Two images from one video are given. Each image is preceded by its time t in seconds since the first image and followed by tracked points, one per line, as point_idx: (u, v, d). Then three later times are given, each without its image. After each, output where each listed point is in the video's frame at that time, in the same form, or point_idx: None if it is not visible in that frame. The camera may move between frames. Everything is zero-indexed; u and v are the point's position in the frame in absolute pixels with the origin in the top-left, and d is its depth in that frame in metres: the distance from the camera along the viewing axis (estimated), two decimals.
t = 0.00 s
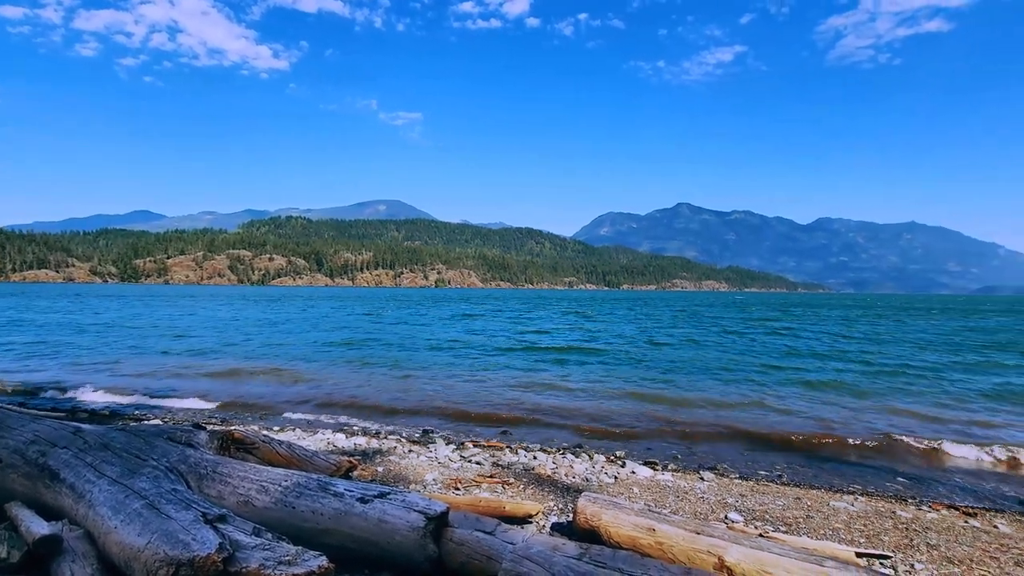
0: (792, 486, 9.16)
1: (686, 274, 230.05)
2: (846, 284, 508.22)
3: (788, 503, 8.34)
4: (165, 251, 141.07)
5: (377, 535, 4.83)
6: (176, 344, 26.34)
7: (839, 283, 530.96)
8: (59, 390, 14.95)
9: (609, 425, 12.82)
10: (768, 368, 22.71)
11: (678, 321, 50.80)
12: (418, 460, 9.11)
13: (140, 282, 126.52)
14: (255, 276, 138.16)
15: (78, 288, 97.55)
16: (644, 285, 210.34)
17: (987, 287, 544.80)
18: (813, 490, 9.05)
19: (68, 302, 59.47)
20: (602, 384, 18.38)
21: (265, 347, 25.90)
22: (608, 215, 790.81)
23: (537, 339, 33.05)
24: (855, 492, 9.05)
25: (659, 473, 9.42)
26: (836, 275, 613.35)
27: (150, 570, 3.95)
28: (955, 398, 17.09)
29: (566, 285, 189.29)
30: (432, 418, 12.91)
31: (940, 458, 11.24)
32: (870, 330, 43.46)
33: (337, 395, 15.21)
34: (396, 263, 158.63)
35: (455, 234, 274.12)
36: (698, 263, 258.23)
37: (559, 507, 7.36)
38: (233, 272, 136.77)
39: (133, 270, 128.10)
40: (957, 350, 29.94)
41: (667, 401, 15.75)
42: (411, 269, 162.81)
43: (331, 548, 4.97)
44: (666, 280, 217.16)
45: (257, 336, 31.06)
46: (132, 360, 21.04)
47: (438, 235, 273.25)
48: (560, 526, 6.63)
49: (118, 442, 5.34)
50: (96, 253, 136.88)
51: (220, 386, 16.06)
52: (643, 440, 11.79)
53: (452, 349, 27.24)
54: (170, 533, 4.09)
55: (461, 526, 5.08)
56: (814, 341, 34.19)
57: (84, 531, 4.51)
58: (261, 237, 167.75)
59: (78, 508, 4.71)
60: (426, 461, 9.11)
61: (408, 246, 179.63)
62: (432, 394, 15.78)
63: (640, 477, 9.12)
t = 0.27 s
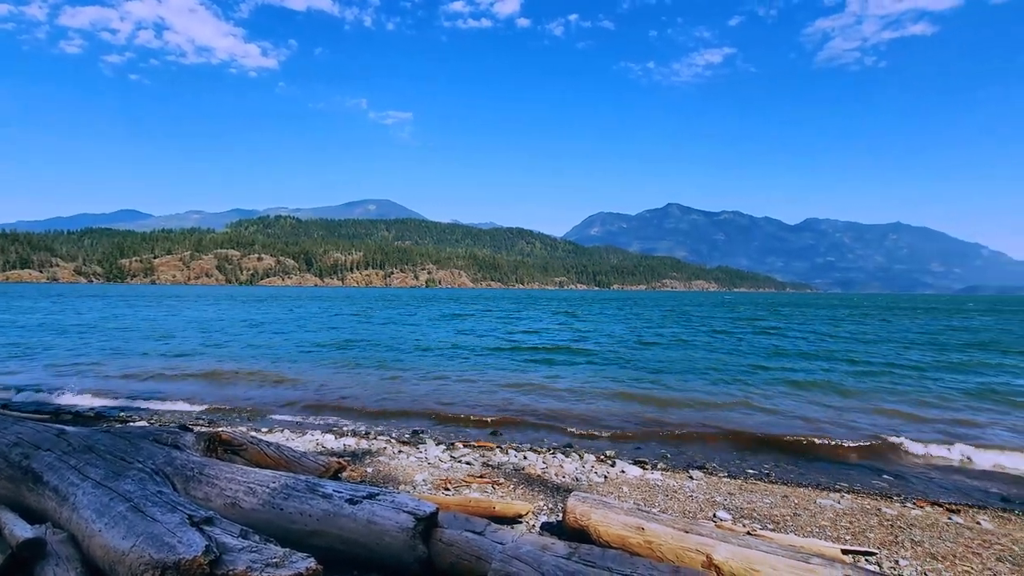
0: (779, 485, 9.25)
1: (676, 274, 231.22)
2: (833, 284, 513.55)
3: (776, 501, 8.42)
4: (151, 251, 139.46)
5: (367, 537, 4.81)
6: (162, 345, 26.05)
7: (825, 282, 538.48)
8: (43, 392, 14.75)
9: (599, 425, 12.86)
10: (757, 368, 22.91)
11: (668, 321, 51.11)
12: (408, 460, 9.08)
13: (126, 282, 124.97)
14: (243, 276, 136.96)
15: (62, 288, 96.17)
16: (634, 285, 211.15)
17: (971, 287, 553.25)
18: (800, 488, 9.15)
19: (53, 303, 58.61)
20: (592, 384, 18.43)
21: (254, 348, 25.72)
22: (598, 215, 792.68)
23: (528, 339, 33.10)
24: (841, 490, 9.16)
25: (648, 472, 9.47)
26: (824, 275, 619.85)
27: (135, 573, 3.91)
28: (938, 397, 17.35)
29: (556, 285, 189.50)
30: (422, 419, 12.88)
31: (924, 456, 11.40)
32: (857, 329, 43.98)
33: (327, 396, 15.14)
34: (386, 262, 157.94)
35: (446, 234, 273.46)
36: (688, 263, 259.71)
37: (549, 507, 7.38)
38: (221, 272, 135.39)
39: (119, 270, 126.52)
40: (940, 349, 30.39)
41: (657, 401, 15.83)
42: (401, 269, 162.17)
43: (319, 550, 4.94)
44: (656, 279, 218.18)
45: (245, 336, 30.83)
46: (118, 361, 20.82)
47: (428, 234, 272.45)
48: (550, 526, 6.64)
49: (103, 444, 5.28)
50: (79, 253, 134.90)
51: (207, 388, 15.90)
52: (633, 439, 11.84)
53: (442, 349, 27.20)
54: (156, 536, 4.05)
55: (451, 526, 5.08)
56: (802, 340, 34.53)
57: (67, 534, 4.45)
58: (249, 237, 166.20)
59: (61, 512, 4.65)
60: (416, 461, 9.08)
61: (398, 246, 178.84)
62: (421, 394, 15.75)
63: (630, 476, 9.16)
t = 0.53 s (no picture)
0: (767, 483, 9.33)
1: (665, 274, 232.37)
2: (820, 284, 519.25)
3: (763, 498, 8.49)
4: (136, 250, 137.68)
5: (354, 538, 4.79)
6: (147, 347, 25.69)
7: (813, 282, 544.16)
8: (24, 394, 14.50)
9: (588, 425, 12.89)
10: (745, 368, 23.08)
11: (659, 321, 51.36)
12: (397, 461, 9.05)
13: (110, 282, 123.24)
14: (231, 276, 135.56)
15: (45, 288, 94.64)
16: (624, 285, 211.91)
17: (955, 286, 561.61)
18: (787, 486, 9.24)
19: (35, 303, 57.62)
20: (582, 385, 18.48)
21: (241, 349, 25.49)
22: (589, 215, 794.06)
23: (518, 339, 33.12)
24: (828, 488, 9.26)
25: (637, 471, 9.51)
26: (811, 275, 626.04)
27: None
28: (922, 396, 17.60)
29: (547, 285, 189.67)
30: (411, 419, 12.82)
31: (909, 454, 11.55)
32: (844, 329, 44.45)
33: (314, 398, 15.01)
34: (376, 262, 157.06)
35: (436, 234, 272.74)
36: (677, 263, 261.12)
37: (538, 507, 7.39)
38: (208, 272, 133.89)
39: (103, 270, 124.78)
40: (924, 348, 30.83)
41: (646, 402, 15.88)
42: (391, 269, 161.21)
43: (307, 551, 4.90)
44: (646, 279, 219.18)
45: (233, 337, 30.57)
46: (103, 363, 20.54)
47: (419, 234, 271.59)
48: (539, 525, 6.65)
49: (86, 446, 5.21)
50: (62, 252, 132.77)
51: (193, 390, 15.72)
52: (622, 439, 11.87)
53: (432, 350, 27.13)
54: (139, 539, 4.00)
55: (439, 527, 5.07)
56: (789, 340, 34.84)
57: (49, 537, 4.39)
58: (236, 236, 164.50)
59: (42, 515, 4.58)
60: (405, 461, 9.06)
61: (388, 245, 177.94)
62: (411, 395, 15.69)
63: (619, 475, 9.20)
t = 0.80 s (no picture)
0: (755, 481, 9.40)
1: (655, 274, 233.40)
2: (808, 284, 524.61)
3: (750, 496, 8.57)
4: (121, 250, 135.79)
5: (342, 538, 4.76)
6: (131, 348, 25.30)
7: (800, 282, 549.67)
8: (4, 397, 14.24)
9: (577, 426, 12.91)
10: (733, 367, 23.25)
11: (648, 321, 51.66)
12: (386, 462, 9.02)
13: (94, 282, 121.44)
14: (218, 276, 134.10)
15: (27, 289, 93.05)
16: (614, 285, 212.46)
17: (939, 285, 569.83)
18: (774, 484, 9.33)
19: (17, 304, 56.61)
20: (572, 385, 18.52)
21: (229, 350, 25.25)
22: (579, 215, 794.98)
23: (508, 339, 33.13)
24: (814, 485, 9.37)
25: (626, 470, 9.55)
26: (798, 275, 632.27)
27: None
28: (905, 395, 17.85)
29: (537, 285, 189.63)
30: (400, 420, 12.76)
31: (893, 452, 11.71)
32: (831, 328, 44.89)
33: (302, 399, 14.90)
34: (365, 262, 156.12)
35: (426, 234, 271.82)
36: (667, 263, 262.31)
37: (527, 506, 7.40)
38: (195, 272, 132.35)
39: (87, 270, 122.85)
40: (909, 347, 31.20)
41: (635, 402, 15.93)
42: (381, 269, 160.20)
43: (293, 553, 4.87)
44: (636, 279, 220.02)
45: (221, 338, 30.26)
46: (86, 364, 20.25)
47: (408, 234, 270.47)
48: (528, 525, 6.66)
49: (68, 449, 5.15)
50: (44, 252, 130.46)
51: (179, 392, 15.52)
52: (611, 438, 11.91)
53: (421, 351, 27.06)
54: (122, 542, 3.94)
55: (427, 527, 5.05)
56: (777, 339, 35.14)
57: (30, 541, 4.32)
58: (223, 236, 162.76)
59: (23, 519, 4.51)
60: (394, 462, 9.03)
61: (377, 244, 176.98)
62: (400, 396, 15.62)
63: (608, 474, 9.24)
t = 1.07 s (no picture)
0: (741, 478, 9.50)
1: (644, 274, 234.72)
2: (795, 283, 530.00)
3: (738, 494, 8.64)
4: (105, 249, 134.01)
5: (329, 539, 4.73)
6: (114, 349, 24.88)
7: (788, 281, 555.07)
8: None
9: (567, 426, 12.94)
10: (721, 367, 23.44)
11: (638, 321, 51.97)
12: (374, 462, 8.98)
13: (78, 282, 119.70)
14: (204, 276, 132.67)
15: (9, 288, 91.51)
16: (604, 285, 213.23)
17: (923, 284, 578.12)
18: (761, 481, 9.42)
19: None
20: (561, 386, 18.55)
21: (216, 351, 25.01)
22: (569, 214, 795.25)
23: (498, 339, 33.15)
24: (800, 482, 9.47)
25: (615, 468, 9.59)
26: (786, 274, 638.53)
27: None
28: (890, 394, 18.09)
29: (527, 285, 189.82)
30: (389, 421, 12.73)
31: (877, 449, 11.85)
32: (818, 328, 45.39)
33: (289, 401, 14.79)
34: (355, 262, 155.32)
35: (416, 234, 271.01)
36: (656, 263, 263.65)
37: (516, 506, 7.39)
38: (181, 271, 130.91)
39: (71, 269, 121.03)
40: (894, 346, 31.63)
41: (623, 402, 16.01)
42: (370, 269, 159.34)
43: (280, 555, 4.83)
44: (625, 279, 221.04)
45: (207, 339, 29.94)
46: (70, 366, 19.96)
47: (398, 233, 269.49)
48: (516, 524, 6.67)
49: (49, 452, 5.08)
50: (25, 251, 128.26)
51: (163, 395, 15.31)
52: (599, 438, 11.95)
53: (410, 351, 26.98)
54: (105, 545, 3.90)
55: (416, 527, 5.04)
56: (764, 339, 35.49)
57: (11, 544, 4.27)
58: (210, 235, 161.08)
59: (4, 522, 4.45)
60: (382, 462, 9.00)
61: (366, 244, 176.17)
62: (389, 398, 15.56)
63: (597, 473, 9.28)
